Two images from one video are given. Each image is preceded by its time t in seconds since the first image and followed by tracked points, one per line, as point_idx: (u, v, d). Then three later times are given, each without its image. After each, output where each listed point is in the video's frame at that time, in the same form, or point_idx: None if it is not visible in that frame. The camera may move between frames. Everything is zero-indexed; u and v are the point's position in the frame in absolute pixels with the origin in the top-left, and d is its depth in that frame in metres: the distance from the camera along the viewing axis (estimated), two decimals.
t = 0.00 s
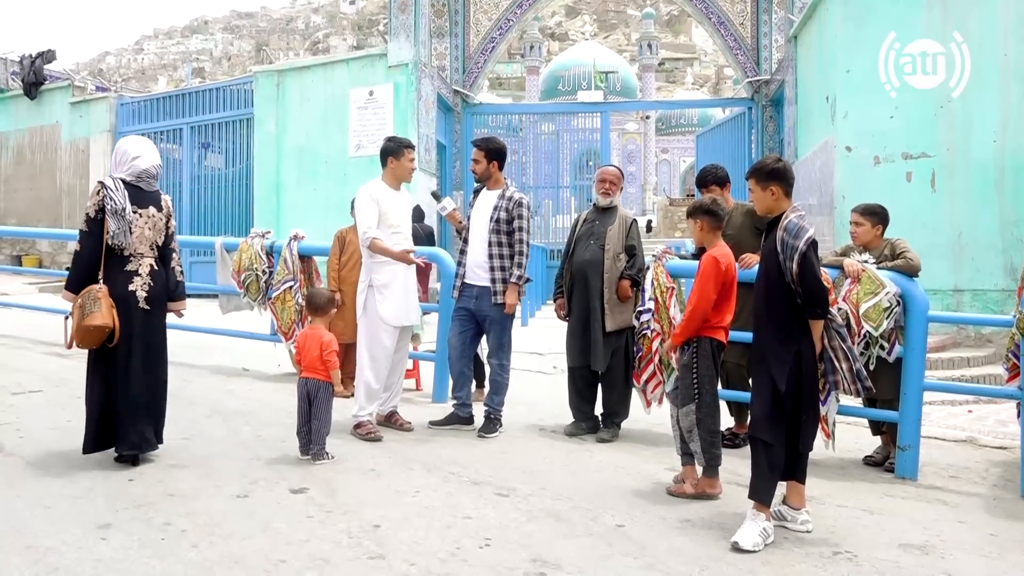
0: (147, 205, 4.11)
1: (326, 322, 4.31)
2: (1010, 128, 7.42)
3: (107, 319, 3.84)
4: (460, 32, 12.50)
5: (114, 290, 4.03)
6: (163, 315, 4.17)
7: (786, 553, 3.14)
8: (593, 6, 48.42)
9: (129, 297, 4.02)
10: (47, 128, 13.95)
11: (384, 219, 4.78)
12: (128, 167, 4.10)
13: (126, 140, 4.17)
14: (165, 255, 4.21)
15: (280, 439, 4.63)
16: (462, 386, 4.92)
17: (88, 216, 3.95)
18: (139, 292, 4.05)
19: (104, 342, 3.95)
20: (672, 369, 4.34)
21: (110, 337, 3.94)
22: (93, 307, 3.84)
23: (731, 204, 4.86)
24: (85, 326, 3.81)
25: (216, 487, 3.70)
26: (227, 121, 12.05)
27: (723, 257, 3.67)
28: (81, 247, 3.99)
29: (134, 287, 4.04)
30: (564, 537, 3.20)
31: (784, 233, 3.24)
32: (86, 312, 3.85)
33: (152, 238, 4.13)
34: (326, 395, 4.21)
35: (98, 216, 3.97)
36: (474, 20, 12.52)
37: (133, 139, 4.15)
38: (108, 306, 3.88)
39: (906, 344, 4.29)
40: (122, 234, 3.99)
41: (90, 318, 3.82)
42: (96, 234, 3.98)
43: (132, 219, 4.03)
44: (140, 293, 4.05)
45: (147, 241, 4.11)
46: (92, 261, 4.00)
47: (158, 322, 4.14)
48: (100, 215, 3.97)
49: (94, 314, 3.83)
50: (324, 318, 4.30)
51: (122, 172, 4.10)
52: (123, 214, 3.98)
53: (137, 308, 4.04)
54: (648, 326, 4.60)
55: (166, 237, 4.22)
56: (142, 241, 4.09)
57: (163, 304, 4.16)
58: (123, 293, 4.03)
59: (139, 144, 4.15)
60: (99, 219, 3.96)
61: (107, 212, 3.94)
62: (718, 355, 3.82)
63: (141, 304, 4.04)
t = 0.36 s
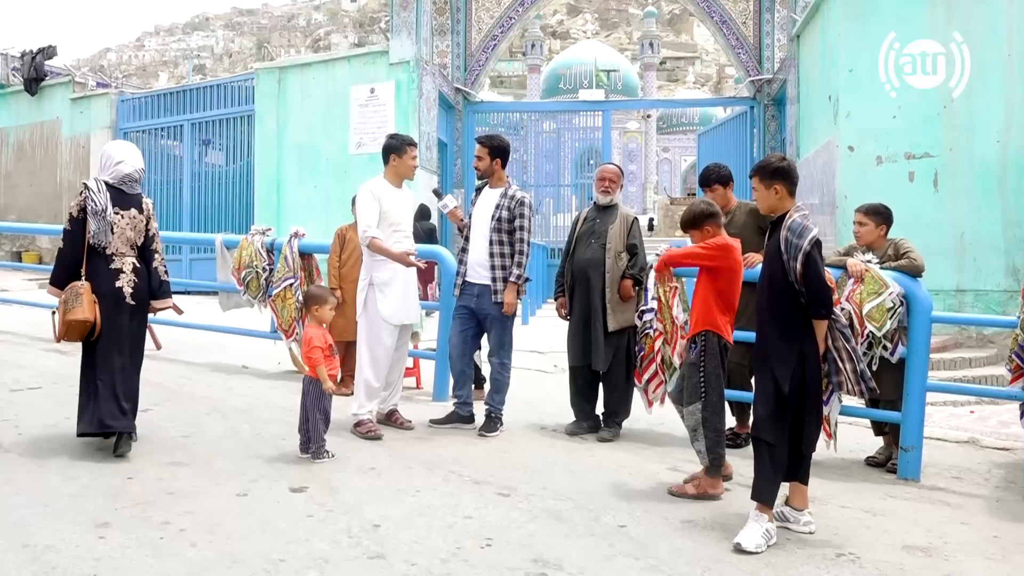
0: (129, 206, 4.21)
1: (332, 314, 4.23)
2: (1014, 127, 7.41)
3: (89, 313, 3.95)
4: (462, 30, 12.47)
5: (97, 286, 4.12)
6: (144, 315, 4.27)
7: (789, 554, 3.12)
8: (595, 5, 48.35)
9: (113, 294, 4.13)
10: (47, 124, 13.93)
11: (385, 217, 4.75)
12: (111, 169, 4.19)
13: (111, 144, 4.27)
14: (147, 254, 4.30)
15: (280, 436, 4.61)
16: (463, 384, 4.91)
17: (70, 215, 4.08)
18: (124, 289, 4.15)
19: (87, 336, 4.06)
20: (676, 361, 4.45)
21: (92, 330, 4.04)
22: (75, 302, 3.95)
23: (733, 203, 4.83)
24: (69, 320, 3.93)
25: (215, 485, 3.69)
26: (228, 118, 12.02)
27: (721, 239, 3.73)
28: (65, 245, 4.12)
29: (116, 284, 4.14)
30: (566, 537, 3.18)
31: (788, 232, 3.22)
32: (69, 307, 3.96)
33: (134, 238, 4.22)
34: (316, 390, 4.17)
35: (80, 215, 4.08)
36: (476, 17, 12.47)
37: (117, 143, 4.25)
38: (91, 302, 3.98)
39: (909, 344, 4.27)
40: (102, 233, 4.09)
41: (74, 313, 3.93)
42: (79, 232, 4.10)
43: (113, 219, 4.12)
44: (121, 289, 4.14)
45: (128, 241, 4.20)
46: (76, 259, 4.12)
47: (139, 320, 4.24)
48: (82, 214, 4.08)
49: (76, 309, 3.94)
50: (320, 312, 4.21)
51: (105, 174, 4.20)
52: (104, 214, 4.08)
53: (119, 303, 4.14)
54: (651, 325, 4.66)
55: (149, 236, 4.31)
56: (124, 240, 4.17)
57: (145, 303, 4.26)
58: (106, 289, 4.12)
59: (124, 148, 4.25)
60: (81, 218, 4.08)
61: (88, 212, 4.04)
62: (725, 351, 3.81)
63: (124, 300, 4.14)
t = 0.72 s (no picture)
0: (117, 196, 4.53)
1: (330, 311, 4.15)
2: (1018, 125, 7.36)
3: (71, 306, 4.29)
4: (464, 26, 12.39)
5: (82, 274, 4.44)
6: (134, 297, 4.58)
7: (795, 554, 3.10)
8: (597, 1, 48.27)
9: (99, 282, 4.44)
10: (47, 119, 13.90)
11: (387, 213, 4.72)
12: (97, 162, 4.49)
13: (93, 134, 4.55)
14: (134, 243, 4.63)
15: (281, 434, 4.58)
16: (465, 381, 4.89)
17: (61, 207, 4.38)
18: (107, 277, 4.46)
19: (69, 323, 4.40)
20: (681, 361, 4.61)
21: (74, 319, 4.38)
22: (59, 294, 4.29)
23: (738, 200, 4.78)
24: (51, 312, 4.27)
25: (216, 483, 3.66)
26: (229, 114, 11.99)
27: (734, 232, 3.72)
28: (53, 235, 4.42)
29: (102, 272, 4.45)
30: (569, 536, 3.15)
31: (794, 229, 3.18)
32: (53, 299, 4.30)
33: (122, 228, 4.54)
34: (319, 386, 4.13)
35: (71, 207, 4.40)
36: (477, 13, 12.39)
37: (99, 134, 4.54)
38: (74, 293, 4.32)
39: (915, 343, 4.24)
40: (94, 224, 4.41)
41: (58, 304, 4.27)
42: (69, 223, 4.42)
43: (103, 210, 4.44)
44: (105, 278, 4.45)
45: (117, 231, 4.53)
46: (64, 247, 4.45)
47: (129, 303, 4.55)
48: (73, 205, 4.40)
49: (60, 301, 4.28)
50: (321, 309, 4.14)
51: (91, 164, 4.51)
52: (94, 206, 4.39)
53: (105, 291, 4.45)
54: (655, 323, 4.70)
55: (134, 226, 4.63)
56: (111, 231, 4.49)
57: (133, 288, 4.58)
58: (93, 277, 4.44)
59: (105, 139, 4.55)
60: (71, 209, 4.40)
61: (80, 203, 4.36)
62: (742, 344, 3.78)
63: (107, 287, 4.45)
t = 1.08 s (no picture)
0: (85, 195, 4.55)
1: (335, 306, 4.09)
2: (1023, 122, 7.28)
3: (57, 300, 4.35)
4: (465, 20, 12.27)
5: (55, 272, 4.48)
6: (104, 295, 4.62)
7: (801, 556, 3.05)
8: None
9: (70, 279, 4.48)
10: (46, 113, 13.82)
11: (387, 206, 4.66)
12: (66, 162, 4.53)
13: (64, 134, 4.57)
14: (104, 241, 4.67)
15: (280, 431, 4.52)
16: (466, 378, 4.83)
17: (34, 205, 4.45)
18: (74, 273, 4.48)
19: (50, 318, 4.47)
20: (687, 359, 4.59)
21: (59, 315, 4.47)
22: (43, 288, 4.34)
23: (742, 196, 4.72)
24: (38, 306, 4.33)
25: (213, 481, 3.60)
26: (228, 108, 11.93)
27: (742, 230, 3.69)
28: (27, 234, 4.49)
29: (71, 270, 4.48)
30: (572, 537, 3.10)
31: (803, 225, 3.13)
32: (38, 293, 4.35)
33: (92, 226, 4.57)
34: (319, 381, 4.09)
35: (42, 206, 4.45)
36: (479, 8, 12.32)
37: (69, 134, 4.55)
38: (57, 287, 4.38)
39: (921, 341, 4.19)
40: (63, 222, 4.44)
41: (44, 299, 4.33)
42: (41, 222, 4.48)
43: (72, 208, 4.47)
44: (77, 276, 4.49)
45: (87, 228, 4.55)
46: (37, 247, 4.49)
47: (102, 298, 4.60)
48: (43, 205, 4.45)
49: (46, 295, 4.34)
50: (325, 305, 4.08)
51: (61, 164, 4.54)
52: (64, 205, 4.44)
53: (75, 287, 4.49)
54: (660, 320, 4.66)
55: (105, 224, 4.67)
56: (81, 229, 4.52)
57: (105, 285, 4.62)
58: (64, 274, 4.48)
59: (75, 139, 4.55)
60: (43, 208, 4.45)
61: (49, 202, 4.40)
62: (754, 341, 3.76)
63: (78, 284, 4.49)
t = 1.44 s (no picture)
0: (61, 179, 4.72)
1: (336, 301, 4.02)
2: None
3: (18, 279, 4.48)
4: (466, 15, 12.15)
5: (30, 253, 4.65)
6: (78, 276, 4.83)
7: (811, 563, 2.97)
8: None
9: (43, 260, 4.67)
10: (43, 103, 13.69)
11: (388, 202, 4.58)
12: (43, 146, 4.70)
13: (46, 120, 4.77)
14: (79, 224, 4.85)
15: (277, 428, 4.44)
16: (467, 376, 4.75)
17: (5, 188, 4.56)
18: (52, 256, 4.69)
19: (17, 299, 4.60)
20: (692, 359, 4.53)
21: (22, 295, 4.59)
22: (6, 268, 4.47)
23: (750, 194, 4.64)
24: None
25: (208, 480, 3.52)
26: (227, 101, 11.83)
27: (752, 228, 3.61)
28: None
29: (47, 251, 4.67)
30: (577, 541, 3.02)
31: (816, 224, 3.05)
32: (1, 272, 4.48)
33: (66, 209, 4.75)
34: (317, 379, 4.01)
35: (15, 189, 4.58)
36: (480, 3, 12.17)
37: (49, 120, 4.74)
38: (20, 268, 4.51)
39: (931, 343, 4.12)
40: (37, 205, 4.60)
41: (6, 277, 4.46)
42: (14, 204, 4.60)
43: (46, 191, 4.64)
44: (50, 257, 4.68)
45: (61, 211, 4.73)
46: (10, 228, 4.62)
47: (74, 280, 4.81)
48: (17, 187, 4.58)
49: (8, 274, 4.47)
50: (326, 299, 4.00)
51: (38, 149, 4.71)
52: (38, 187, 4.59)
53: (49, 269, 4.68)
54: (666, 320, 4.60)
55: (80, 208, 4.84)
56: (54, 212, 4.69)
57: (78, 267, 4.82)
58: (37, 255, 4.65)
59: (55, 125, 4.74)
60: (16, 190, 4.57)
61: (23, 184, 4.53)
62: (756, 342, 3.67)
63: (53, 265, 4.69)
